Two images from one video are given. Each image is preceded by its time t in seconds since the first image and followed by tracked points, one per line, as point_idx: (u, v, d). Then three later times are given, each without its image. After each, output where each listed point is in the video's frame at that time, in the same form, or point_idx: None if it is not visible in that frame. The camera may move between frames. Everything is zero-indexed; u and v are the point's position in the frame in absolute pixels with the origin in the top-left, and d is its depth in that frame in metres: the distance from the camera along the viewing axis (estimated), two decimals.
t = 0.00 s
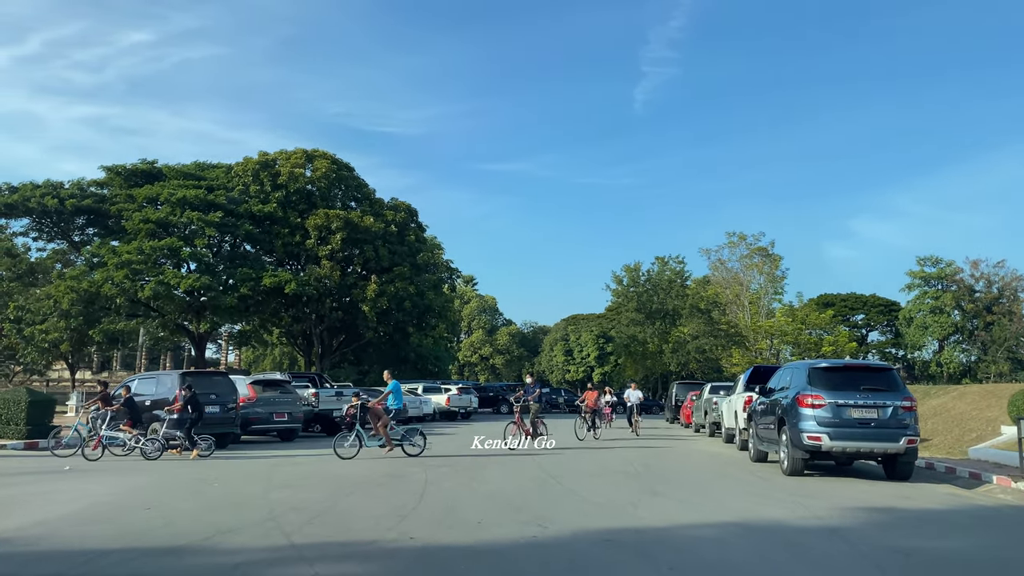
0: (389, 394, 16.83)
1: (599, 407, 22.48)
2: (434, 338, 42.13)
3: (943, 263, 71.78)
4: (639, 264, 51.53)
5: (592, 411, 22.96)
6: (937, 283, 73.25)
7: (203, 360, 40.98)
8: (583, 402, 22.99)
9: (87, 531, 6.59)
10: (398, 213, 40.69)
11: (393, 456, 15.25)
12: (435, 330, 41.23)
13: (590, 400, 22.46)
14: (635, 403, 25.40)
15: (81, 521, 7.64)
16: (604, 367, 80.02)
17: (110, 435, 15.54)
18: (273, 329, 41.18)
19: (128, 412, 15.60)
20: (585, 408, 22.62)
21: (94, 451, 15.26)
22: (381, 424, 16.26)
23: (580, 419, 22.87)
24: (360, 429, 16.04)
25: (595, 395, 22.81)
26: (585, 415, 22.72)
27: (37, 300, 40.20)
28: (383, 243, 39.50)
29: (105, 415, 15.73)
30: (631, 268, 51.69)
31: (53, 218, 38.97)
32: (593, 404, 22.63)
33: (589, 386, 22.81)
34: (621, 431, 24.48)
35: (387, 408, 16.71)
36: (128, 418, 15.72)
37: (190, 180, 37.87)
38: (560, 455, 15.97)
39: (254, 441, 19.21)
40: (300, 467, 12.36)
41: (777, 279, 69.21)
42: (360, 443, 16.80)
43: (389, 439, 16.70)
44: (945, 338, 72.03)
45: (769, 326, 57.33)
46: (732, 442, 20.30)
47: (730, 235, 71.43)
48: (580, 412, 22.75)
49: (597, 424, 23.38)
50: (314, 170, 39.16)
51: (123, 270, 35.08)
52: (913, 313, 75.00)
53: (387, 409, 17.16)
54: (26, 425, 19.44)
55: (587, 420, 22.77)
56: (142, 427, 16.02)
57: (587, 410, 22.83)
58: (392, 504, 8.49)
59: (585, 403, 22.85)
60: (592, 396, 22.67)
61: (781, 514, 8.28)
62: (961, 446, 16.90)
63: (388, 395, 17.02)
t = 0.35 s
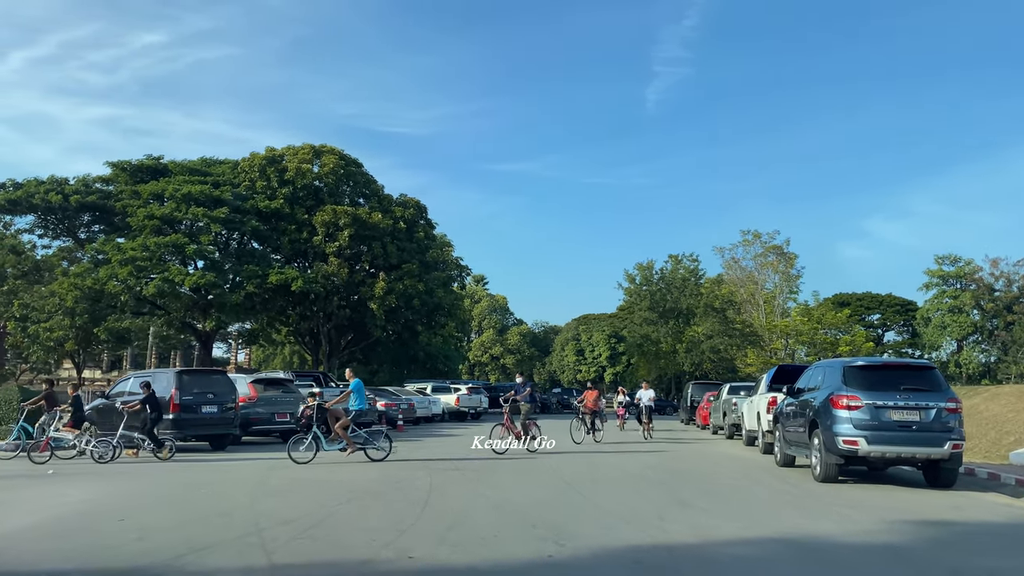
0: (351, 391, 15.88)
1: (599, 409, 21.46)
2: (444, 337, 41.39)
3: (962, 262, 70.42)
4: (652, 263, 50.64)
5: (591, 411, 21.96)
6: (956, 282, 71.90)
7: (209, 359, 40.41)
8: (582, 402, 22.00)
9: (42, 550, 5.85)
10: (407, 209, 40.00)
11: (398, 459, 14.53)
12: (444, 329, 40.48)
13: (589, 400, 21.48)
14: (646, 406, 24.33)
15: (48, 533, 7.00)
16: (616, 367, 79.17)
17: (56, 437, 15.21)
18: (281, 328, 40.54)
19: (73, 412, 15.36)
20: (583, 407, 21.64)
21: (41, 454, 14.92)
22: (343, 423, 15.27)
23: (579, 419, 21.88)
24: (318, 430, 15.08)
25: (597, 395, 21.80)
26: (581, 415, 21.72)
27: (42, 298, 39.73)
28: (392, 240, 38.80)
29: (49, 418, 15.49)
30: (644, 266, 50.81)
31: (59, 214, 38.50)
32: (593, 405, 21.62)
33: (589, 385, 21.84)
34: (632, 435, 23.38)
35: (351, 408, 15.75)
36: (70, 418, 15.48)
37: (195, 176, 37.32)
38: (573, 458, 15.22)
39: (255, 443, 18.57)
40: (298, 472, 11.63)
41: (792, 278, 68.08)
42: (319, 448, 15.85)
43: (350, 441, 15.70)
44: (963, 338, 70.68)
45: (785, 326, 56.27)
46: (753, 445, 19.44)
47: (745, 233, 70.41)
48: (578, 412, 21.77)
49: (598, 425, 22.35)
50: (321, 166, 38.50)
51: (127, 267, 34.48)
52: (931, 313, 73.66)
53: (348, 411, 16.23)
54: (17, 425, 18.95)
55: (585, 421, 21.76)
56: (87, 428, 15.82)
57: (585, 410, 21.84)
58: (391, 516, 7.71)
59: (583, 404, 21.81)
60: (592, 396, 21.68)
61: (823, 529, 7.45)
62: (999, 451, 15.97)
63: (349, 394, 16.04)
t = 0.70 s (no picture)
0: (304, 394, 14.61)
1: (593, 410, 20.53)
2: (450, 335, 40.62)
3: (977, 261, 69.23)
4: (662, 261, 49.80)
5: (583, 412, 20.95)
6: (971, 282, 70.70)
7: (213, 358, 39.78)
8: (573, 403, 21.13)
9: None
10: (413, 206, 39.25)
11: (400, 463, 13.82)
12: (451, 328, 39.72)
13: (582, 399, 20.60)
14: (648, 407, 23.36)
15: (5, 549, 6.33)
16: (625, 367, 78.31)
17: None
18: (285, 327, 39.88)
19: None
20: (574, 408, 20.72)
21: None
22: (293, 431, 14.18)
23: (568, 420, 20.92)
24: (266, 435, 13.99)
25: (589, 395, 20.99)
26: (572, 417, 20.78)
27: (43, 296, 39.12)
28: (398, 237, 38.08)
29: None
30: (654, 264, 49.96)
31: (60, 211, 37.90)
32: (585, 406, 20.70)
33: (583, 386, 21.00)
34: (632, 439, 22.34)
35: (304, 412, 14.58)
36: None
37: (198, 172, 36.68)
38: (585, 462, 14.49)
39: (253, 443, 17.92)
40: (293, 477, 10.92)
41: (803, 278, 67.00)
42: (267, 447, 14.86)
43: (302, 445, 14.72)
44: (978, 338, 69.52)
45: (796, 325, 55.36)
46: (771, 447, 18.63)
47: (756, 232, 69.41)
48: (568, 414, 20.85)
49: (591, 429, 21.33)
50: (326, 162, 37.76)
51: (129, 263, 33.86)
52: (945, 313, 72.49)
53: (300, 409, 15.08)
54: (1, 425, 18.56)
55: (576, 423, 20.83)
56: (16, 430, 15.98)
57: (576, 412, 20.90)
58: (387, 530, 6.97)
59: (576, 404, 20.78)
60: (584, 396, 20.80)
61: (867, 548, 6.67)
62: None
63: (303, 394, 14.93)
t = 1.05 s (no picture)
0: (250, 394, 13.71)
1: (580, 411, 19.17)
2: (454, 335, 39.81)
3: (989, 261, 68.12)
4: (669, 260, 48.89)
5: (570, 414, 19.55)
6: (982, 282, 69.58)
7: (212, 357, 39.08)
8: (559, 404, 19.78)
9: None
10: (416, 202, 38.46)
11: (398, 468, 13.05)
12: (455, 327, 38.88)
13: (568, 399, 19.36)
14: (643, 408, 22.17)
15: None
16: (631, 368, 77.45)
17: None
18: (286, 326, 39.14)
19: None
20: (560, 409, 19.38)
21: None
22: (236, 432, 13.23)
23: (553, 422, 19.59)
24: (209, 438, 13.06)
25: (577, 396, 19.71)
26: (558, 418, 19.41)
27: (40, 294, 38.48)
28: (400, 234, 37.31)
29: None
30: (662, 263, 49.06)
31: (57, 207, 37.26)
32: (573, 406, 19.41)
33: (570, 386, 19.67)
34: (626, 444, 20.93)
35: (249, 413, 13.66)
36: None
37: (197, 167, 35.99)
38: (594, 467, 13.69)
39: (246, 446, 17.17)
40: (279, 485, 10.18)
41: (812, 277, 65.96)
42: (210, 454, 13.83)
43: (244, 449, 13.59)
44: (990, 339, 68.39)
45: (805, 326, 54.42)
46: (789, 451, 17.78)
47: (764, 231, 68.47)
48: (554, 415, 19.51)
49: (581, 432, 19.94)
50: (327, 157, 37.02)
51: (125, 260, 33.16)
52: (957, 314, 71.38)
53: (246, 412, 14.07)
54: None
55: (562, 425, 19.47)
56: None
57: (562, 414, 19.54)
58: (373, 551, 6.22)
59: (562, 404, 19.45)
60: (570, 396, 19.46)
61: None
62: None
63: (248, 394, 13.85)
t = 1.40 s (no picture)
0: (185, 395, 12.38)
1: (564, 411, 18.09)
2: (455, 335, 38.97)
3: (998, 260, 67.13)
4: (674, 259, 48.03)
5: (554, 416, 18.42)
6: (992, 282, 68.58)
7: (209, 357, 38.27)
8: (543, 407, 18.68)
9: None
10: (417, 199, 37.66)
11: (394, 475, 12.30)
12: (456, 326, 38.04)
13: (553, 399, 18.33)
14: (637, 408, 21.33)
15: None
16: (635, 369, 76.58)
17: None
18: (284, 326, 38.35)
19: None
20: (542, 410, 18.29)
21: None
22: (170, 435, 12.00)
23: (535, 425, 18.40)
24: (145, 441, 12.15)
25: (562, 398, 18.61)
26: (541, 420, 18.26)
27: (32, 293, 37.67)
28: (400, 231, 36.50)
29: None
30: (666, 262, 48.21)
31: (50, 203, 36.46)
32: (558, 407, 18.35)
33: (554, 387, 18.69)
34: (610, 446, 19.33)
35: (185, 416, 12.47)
36: None
37: (192, 162, 35.21)
38: (601, 472, 12.92)
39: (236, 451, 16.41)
40: (258, 495, 9.41)
41: (819, 277, 64.93)
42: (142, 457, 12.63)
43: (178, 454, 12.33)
44: (999, 340, 67.39)
45: (812, 326, 53.47)
46: (804, 455, 16.95)
47: (770, 230, 67.58)
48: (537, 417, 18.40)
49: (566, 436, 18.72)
50: (326, 153, 36.19)
51: (118, 258, 32.32)
52: (966, 314, 70.40)
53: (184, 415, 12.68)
54: None
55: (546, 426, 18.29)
56: None
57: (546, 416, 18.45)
58: None
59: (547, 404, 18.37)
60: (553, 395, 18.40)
61: None
62: None
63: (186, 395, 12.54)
